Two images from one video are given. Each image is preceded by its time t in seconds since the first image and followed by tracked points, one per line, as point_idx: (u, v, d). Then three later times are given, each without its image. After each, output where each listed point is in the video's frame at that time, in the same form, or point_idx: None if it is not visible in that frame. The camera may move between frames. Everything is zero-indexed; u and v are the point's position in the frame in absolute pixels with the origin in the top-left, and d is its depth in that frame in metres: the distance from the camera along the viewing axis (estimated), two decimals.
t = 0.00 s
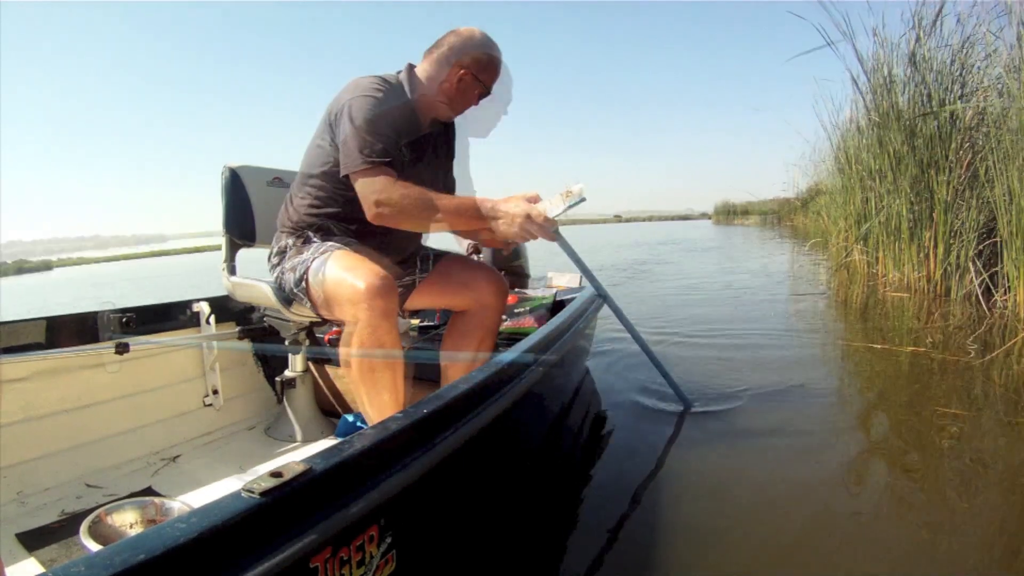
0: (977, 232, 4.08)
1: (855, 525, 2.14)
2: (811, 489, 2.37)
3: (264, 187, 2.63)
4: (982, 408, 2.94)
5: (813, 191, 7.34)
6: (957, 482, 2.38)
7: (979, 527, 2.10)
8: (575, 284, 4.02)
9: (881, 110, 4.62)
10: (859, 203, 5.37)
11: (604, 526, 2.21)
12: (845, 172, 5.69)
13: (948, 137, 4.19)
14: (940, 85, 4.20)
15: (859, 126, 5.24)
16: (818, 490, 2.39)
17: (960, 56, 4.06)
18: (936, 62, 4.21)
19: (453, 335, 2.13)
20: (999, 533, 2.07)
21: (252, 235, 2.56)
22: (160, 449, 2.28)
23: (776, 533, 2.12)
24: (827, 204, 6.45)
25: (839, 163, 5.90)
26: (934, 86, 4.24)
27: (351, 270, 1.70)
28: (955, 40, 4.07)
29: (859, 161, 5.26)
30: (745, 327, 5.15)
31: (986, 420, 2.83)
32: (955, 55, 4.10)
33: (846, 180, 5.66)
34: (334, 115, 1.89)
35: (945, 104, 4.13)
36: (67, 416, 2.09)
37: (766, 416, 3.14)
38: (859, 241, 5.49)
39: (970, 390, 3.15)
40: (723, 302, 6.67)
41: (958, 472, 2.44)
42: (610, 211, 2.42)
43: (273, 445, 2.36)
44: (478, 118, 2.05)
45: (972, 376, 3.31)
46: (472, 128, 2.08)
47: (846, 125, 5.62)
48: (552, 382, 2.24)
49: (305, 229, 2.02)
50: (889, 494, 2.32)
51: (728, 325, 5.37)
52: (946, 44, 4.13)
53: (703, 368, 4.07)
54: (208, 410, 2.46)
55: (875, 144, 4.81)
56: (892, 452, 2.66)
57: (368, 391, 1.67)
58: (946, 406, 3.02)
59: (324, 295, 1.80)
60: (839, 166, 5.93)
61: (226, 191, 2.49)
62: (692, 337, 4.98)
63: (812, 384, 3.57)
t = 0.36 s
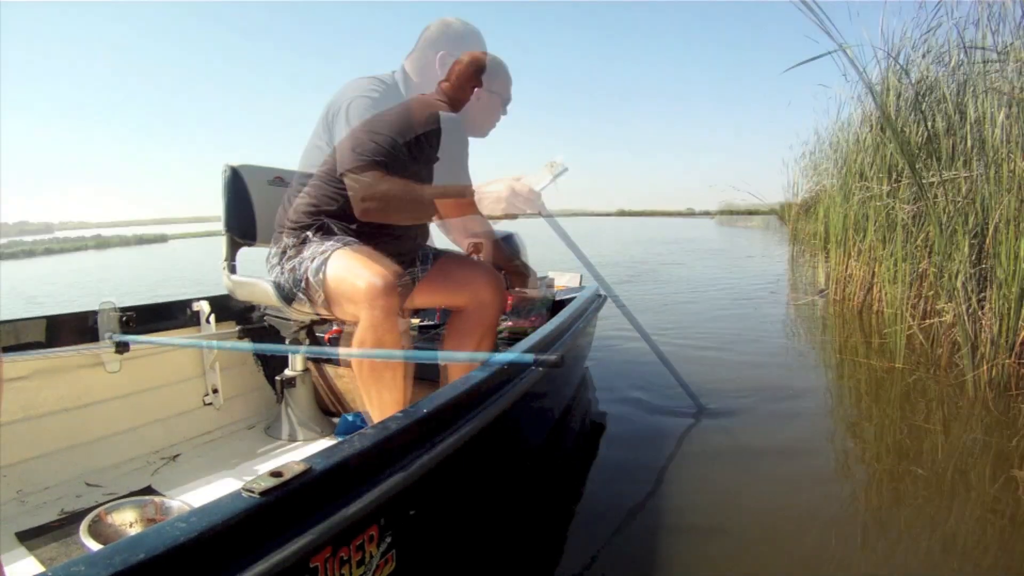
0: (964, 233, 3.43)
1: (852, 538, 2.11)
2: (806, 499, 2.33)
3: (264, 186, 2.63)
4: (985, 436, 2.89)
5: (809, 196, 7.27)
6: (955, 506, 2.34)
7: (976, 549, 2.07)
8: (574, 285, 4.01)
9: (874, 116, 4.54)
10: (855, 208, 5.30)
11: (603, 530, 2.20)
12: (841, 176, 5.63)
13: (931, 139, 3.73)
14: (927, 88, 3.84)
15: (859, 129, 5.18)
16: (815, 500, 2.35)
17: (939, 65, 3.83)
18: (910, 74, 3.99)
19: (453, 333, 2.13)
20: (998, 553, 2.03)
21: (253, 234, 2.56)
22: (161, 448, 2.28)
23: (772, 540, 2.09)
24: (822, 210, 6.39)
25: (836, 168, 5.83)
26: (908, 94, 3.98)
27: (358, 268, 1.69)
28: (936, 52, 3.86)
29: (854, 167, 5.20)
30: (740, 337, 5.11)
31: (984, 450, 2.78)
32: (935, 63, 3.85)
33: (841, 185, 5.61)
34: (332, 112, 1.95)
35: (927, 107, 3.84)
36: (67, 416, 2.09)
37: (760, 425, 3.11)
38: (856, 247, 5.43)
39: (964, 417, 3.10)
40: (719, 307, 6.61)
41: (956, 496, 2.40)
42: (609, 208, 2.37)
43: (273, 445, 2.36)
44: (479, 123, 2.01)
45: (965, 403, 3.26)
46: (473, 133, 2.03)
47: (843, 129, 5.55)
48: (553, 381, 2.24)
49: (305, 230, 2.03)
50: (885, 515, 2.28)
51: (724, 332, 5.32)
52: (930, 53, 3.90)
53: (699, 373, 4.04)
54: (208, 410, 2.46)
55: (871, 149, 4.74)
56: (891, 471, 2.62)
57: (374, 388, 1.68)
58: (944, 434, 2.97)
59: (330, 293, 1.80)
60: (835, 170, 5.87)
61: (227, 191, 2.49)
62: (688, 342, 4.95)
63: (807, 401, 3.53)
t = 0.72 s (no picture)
0: (956, 237, 3.31)
1: (852, 538, 2.10)
2: (809, 504, 2.31)
3: (264, 186, 2.62)
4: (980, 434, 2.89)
5: (808, 196, 7.25)
6: (959, 506, 2.32)
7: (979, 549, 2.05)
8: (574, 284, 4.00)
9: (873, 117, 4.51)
10: (853, 208, 5.29)
11: (603, 530, 2.20)
12: (840, 176, 5.61)
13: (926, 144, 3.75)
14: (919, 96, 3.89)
15: (856, 130, 5.18)
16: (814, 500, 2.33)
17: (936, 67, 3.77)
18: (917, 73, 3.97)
19: (454, 332, 2.12)
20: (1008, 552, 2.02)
21: (253, 233, 2.55)
22: (161, 448, 2.28)
23: (773, 540, 2.08)
24: (821, 210, 6.37)
25: (835, 168, 5.81)
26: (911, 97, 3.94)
27: (374, 267, 1.69)
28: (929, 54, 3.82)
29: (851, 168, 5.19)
30: (739, 337, 5.10)
31: (990, 448, 2.75)
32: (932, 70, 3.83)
33: (840, 185, 5.59)
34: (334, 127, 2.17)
35: (923, 110, 3.79)
36: (67, 416, 2.09)
37: (760, 425, 3.10)
38: (855, 247, 5.41)
39: (963, 416, 3.09)
40: (718, 307, 6.60)
41: (962, 497, 2.38)
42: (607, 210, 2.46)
43: (273, 445, 2.36)
44: (471, 114, 2.09)
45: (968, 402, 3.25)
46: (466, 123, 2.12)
47: (841, 129, 5.53)
48: (553, 380, 2.24)
49: (305, 230, 2.02)
50: (889, 515, 2.26)
51: (723, 332, 5.31)
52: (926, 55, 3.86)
53: (699, 373, 4.03)
54: (208, 410, 2.46)
55: (869, 149, 4.72)
56: (891, 471, 2.60)
57: (381, 386, 1.67)
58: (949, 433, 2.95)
59: (340, 288, 1.77)
60: (834, 170, 5.85)
61: (228, 191, 2.49)
62: (687, 342, 4.94)
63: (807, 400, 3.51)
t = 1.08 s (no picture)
0: (948, 242, 3.35)
1: (851, 540, 2.09)
2: (807, 504, 2.30)
3: (264, 186, 2.62)
4: (970, 440, 2.86)
5: (808, 198, 7.25)
6: (958, 505, 2.32)
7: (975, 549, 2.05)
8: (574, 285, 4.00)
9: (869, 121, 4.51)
10: (851, 211, 5.28)
11: (602, 530, 2.20)
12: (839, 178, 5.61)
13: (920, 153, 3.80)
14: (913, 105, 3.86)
15: (854, 132, 5.18)
16: (813, 500, 2.33)
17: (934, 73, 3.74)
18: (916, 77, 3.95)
19: (454, 332, 2.12)
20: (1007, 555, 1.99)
21: (253, 233, 2.55)
22: (161, 449, 2.28)
23: (773, 540, 2.08)
24: (820, 213, 6.37)
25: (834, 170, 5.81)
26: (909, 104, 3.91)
27: (380, 266, 1.69)
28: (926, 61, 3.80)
29: (848, 171, 5.19)
30: (737, 338, 5.10)
31: (988, 451, 2.75)
32: (930, 76, 3.80)
33: (839, 187, 5.59)
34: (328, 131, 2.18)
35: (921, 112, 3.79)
36: (67, 416, 2.09)
37: (759, 426, 3.10)
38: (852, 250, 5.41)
39: (959, 420, 3.08)
40: (718, 308, 6.59)
41: (960, 498, 2.37)
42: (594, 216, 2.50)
43: (273, 445, 2.36)
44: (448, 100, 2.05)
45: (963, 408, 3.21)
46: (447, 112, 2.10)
47: (840, 132, 5.53)
48: (553, 380, 2.24)
49: (301, 231, 2.01)
50: (886, 515, 2.26)
51: (723, 333, 5.31)
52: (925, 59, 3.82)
53: (699, 374, 4.03)
54: (208, 410, 2.46)
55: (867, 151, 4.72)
56: (890, 472, 2.60)
57: (382, 383, 1.66)
58: (945, 437, 2.94)
59: (343, 288, 1.77)
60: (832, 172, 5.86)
61: (228, 192, 2.50)
62: (686, 342, 4.94)
63: (804, 402, 3.51)
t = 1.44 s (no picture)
0: (943, 253, 3.38)
1: (848, 542, 2.09)
2: (806, 507, 2.30)
3: (264, 186, 2.62)
4: (962, 444, 2.85)
5: (807, 200, 7.26)
6: (955, 507, 2.32)
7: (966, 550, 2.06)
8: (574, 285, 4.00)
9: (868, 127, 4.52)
10: (850, 214, 5.29)
11: (602, 531, 2.20)
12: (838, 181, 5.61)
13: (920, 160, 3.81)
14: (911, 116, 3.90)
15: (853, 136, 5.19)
16: (812, 503, 2.33)
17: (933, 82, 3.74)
18: (916, 85, 3.96)
19: (454, 331, 2.12)
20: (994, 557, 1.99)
21: (253, 233, 2.55)
22: (161, 448, 2.28)
23: (773, 541, 2.08)
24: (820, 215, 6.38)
25: (834, 173, 5.81)
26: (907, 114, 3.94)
27: (378, 266, 1.69)
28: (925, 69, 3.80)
29: (847, 174, 5.19)
30: (736, 340, 5.10)
31: (987, 453, 2.75)
32: (929, 85, 3.81)
33: (838, 191, 5.59)
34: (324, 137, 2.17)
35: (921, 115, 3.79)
36: (67, 416, 2.09)
37: (759, 428, 3.10)
38: (850, 254, 5.42)
39: (957, 424, 3.08)
40: (717, 309, 6.59)
41: (952, 501, 2.37)
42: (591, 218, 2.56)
43: (273, 445, 2.36)
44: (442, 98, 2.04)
45: (956, 412, 3.21)
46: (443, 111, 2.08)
47: (839, 135, 5.53)
48: (553, 380, 2.24)
49: (298, 233, 2.02)
50: (882, 518, 2.26)
51: (722, 334, 5.31)
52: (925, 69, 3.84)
53: (698, 376, 4.03)
54: (208, 409, 2.46)
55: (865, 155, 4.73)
56: (888, 475, 2.60)
57: (379, 384, 1.66)
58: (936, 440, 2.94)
59: (340, 289, 1.77)
60: (832, 175, 5.86)
61: (228, 192, 2.49)
62: (685, 344, 4.94)
63: (803, 404, 3.51)
